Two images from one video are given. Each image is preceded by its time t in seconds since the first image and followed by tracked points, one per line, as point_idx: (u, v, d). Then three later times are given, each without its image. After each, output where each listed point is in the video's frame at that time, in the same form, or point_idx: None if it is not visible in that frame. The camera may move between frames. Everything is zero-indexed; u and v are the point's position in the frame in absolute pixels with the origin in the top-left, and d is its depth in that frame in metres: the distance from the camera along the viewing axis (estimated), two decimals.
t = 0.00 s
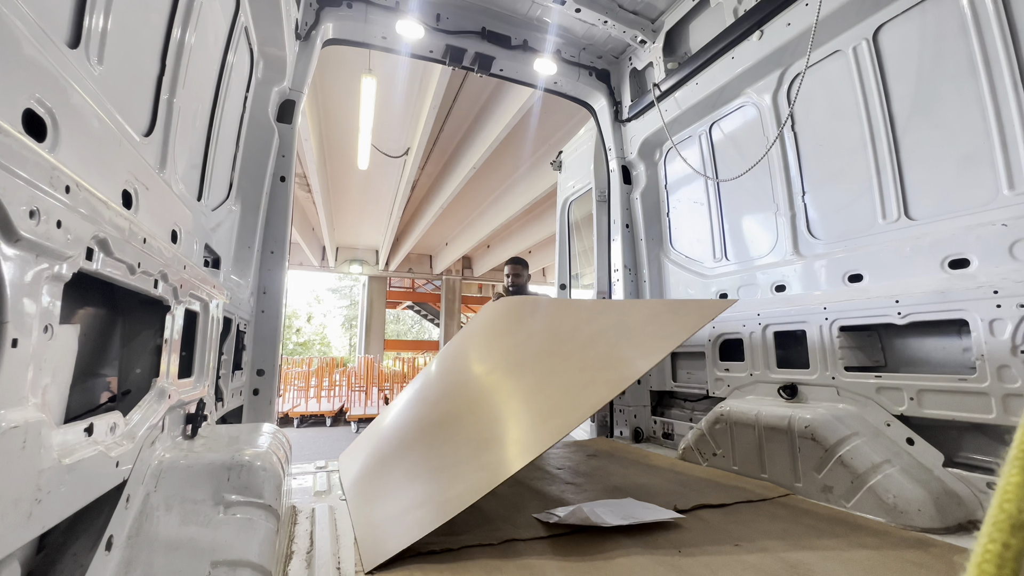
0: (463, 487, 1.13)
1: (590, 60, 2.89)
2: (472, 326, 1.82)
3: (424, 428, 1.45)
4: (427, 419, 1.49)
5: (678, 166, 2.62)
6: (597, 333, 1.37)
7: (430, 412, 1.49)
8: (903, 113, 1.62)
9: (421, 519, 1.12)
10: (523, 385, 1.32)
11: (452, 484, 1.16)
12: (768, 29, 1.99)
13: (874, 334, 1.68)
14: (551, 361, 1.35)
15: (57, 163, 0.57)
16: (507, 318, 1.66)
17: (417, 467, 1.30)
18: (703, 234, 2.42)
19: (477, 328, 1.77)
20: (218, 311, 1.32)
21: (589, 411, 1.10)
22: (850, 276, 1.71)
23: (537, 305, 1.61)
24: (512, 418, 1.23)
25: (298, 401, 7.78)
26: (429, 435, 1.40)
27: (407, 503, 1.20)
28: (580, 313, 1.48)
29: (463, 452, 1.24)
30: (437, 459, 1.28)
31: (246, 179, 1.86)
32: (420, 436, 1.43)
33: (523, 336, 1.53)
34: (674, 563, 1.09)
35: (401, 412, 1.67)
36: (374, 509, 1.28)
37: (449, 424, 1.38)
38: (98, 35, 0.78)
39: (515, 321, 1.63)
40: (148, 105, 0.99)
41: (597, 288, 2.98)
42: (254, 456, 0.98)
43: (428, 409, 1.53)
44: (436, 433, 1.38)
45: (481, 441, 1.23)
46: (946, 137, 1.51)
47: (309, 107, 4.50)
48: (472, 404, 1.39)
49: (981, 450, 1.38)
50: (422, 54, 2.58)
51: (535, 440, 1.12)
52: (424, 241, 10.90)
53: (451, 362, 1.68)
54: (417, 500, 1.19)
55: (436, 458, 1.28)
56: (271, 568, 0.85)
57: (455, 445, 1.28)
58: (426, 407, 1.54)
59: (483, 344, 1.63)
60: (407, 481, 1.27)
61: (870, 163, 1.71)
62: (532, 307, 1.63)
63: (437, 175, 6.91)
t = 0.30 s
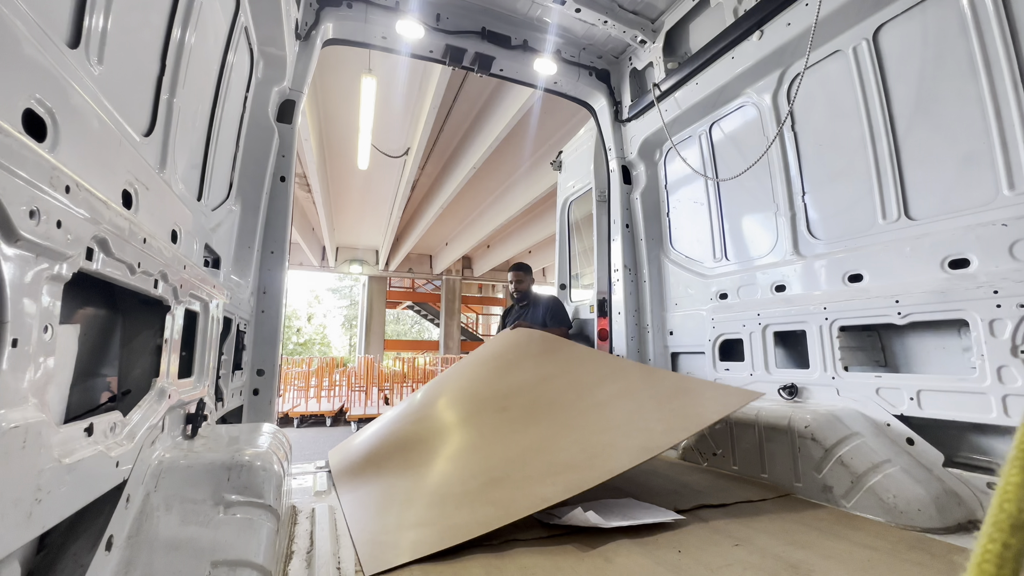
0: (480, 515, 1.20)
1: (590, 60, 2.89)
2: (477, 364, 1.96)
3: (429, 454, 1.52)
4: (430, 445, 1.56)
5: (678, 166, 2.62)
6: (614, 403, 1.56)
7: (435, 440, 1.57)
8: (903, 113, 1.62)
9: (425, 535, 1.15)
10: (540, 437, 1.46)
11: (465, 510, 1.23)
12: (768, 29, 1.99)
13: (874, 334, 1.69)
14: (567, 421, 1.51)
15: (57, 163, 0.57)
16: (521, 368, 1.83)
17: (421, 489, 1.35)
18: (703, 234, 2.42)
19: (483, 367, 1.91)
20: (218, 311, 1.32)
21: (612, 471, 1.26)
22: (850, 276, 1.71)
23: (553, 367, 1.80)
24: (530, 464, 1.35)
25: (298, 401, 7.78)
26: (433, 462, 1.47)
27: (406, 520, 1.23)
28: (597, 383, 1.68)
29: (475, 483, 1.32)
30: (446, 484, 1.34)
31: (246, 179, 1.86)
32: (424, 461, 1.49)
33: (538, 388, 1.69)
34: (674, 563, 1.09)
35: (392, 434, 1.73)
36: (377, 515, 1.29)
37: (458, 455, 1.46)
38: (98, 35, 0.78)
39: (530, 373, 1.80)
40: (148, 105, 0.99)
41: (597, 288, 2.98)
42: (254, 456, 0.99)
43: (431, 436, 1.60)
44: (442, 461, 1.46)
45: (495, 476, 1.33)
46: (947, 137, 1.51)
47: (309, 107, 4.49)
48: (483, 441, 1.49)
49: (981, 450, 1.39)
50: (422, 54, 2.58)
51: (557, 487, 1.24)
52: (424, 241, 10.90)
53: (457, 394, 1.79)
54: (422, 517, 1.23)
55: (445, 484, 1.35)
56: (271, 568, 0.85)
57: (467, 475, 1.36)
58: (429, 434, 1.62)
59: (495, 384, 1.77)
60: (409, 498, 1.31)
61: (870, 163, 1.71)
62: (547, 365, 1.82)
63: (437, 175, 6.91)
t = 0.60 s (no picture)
0: (477, 524, 1.21)
1: (590, 60, 2.89)
2: (477, 381, 2.01)
3: (428, 464, 1.54)
4: (429, 456, 1.59)
5: (678, 166, 2.62)
6: (611, 430, 1.60)
7: (434, 451, 1.60)
8: (903, 113, 1.62)
9: (422, 539, 1.16)
10: (538, 456, 1.49)
11: (463, 517, 1.25)
12: (768, 29, 1.99)
13: (874, 334, 1.69)
14: (564, 442, 1.55)
15: (57, 163, 0.57)
16: (522, 388, 1.88)
17: (419, 496, 1.37)
18: (703, 234, 2.42)
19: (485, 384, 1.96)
20: (218, 311, 1.32)
21: (605, 498, 1.29)
22: (850, 276, 1.71)
23: (553, 388, 1.85)
24: (527, 481, 1.38)
25: (298, 401, 7.78)
26: (432, 471, 1.49)
27: (403, 524, 1.24)
28: (595, 409, 1.72)
29: (474, 495, 1.34)
30: (445, 493, 1.36)
31: (246, 179, 1.86)
32: (423, 471, 1.51)
33: (540, 410, 1.73)
34: (673, 563, 1.09)
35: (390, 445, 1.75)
36: (377, 518, 1.29)
37: (457, 467, 1.49)
38: (98, 35, 0.78)
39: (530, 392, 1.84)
40: (149, 105, 0.99)
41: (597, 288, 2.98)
42: (254, 456, 1.01)
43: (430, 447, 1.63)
44: (440, 472, 1.48)
45: (494, 490, 1.35)
46: (947, 137, 1.51)
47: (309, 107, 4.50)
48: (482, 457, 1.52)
49: (980, 450, 1.39)
50: (422, 54, 2.59)
51: (553, 506, 1.27)
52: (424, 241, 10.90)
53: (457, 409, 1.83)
54: (420, 522, 1.23)
55: (443, 492, 1.37)
56: (271, 568, 0.84)
57: (465, 486, 1.38)
58: (428, 446, 1.64)
59: (495, 401, 1.81)
60: (407, 507, 1.31)
61: (870, 163, 1.71)
62: (546, 386, 1.87)
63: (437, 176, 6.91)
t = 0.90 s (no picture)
0: (476, 526, 1.21)
1: (590, 60, 2.89)
2: (478, 408, 2.03)
3: (427, 469, 1.54)
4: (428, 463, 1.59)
5: (678, 166, 2.62)
6: (607, 446, 1.61)
7: (434, 459, 1.61)
8: (903, 113, 1.62)
9: (420, 540, 1.16)
10: (538, 467, 1.49)
11: (461, 519, 1.25)
12: (768, 29, 1.99)
13: (874, 334, 1.69)
14: (562, 456, 1.56)
15: (57, 163, 0.57)
16: (522, 414, 1.91)
17: (418, 498, 1.36)
18: (703, 234, 2.42)
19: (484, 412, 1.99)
20: (217, 311, 1.31)
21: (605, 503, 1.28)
22: (850, 276, 1.71)
23: (551, 416, 1.88)
24: (526, 488, 1.39)
25: (298, 401, 7.77)
26: (429, 476, 1.49)
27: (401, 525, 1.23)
28: (592, 431, 1.74)
29: (475, 497, 1.34)
30: (444, 496, 1.36)
31: (246, 179, 1.86)
32: (423, 475, 1.51)
33: (540, 432, 1.74)
34: (673, 563, 1.09)
35: (387, 454, 1.74)
36: (375, 520, 1.28)
37: (455, 474, 1.49)
38: (98, 35, 0.78)
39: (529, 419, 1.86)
40: (149, 105, 0.99)
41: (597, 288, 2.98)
42: (254, 456, 1.01)
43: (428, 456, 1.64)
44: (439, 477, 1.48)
45: (494, 494, 1.35)
46: (947, 137, 1.51)
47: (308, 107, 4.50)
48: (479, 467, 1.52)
49: (980, 450, 1.39)
50: (422, 54, 2.59)
51: (553, 509, 1.26)
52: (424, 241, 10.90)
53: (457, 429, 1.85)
54: (419, 524, 1.23)
55: (442, 495, 1.36)
56: (271, 568, 0.84)
57: (465, 491, 1.38)
58: (428, 455, 1.65)
59: (496, 424, 1.83)
60: (405, 510, 1.30)
61: (870, 163, 1.71)
62: (545, 415, 1.89)
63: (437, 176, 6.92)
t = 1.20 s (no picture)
0: (474, 539, 1.20)
1: (590, 60, 2.89)
2: (474, 450, 2.04)
3: (425, 490, 1.54)
4: (426, 485, 1.59)
5: (678, 166, 2.62)
6: (602, 487, 1.62)
7: (431, 483, 1.61)
8: (902, 113, 1.62)
9: (418, 547, 1.15)
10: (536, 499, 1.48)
11: (459, 531, 1.24)
12: (768, 29, 1.99)
13: (874, 334, 1.69)
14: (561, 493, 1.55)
15: (57, 162, 0.57)
16: (523, 461, 1.90)
17: (415, 513, 1.35)
18: (703, 233, 2.42)
19: (480, 453, 2.00)
20: (217, 311, 1.31)
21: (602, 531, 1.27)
22: (850, 276, 1.71)
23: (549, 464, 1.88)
24: (524, 514, 1.37)
25: (298, 401, 7.76)
26: (428, 495, 1.49)
27: (397, 531, 1.22)
28: (587, 477, 1.75)
29: (475, 516, 1.33)
30: (441, 514, 1.35)
31: (246, 179, 1.86)
32: (421, 494, 1.51)
33: (538, 475, 1.73)
34: (672, 563, 1.09)
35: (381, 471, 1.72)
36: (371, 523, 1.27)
37: (455, 496, 1.49)
38: (98, 34, 0.78)
39: (524, 462, 1.87)
40: (149, 105, 0.99)
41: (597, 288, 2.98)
42: (254, 456, 1.01)
43: (426, 479, 1.64)
44: (438, 497, 1.48)
45: (494, 514, 1.36)
46: (947, 137, 1.51)
47: (309, 107, 4.50)
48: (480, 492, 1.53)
49: (980, 450, 1.39)
50: (422, 54, 2.59)
51: (553, 530, 1.26)
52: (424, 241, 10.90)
53: (455, 462, 1.85)
54: (417, 533, 1.22)
55: (441, 513, 1.35)
56: (271, 568, 0.85)
57: (465, 511, 1.37)
58: (425, 480, 1.64)
59: (496, 465, 1.83)
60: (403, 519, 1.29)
61: (870, 163, 1.71)
62: (539, 462, 1.90)
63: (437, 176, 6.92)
